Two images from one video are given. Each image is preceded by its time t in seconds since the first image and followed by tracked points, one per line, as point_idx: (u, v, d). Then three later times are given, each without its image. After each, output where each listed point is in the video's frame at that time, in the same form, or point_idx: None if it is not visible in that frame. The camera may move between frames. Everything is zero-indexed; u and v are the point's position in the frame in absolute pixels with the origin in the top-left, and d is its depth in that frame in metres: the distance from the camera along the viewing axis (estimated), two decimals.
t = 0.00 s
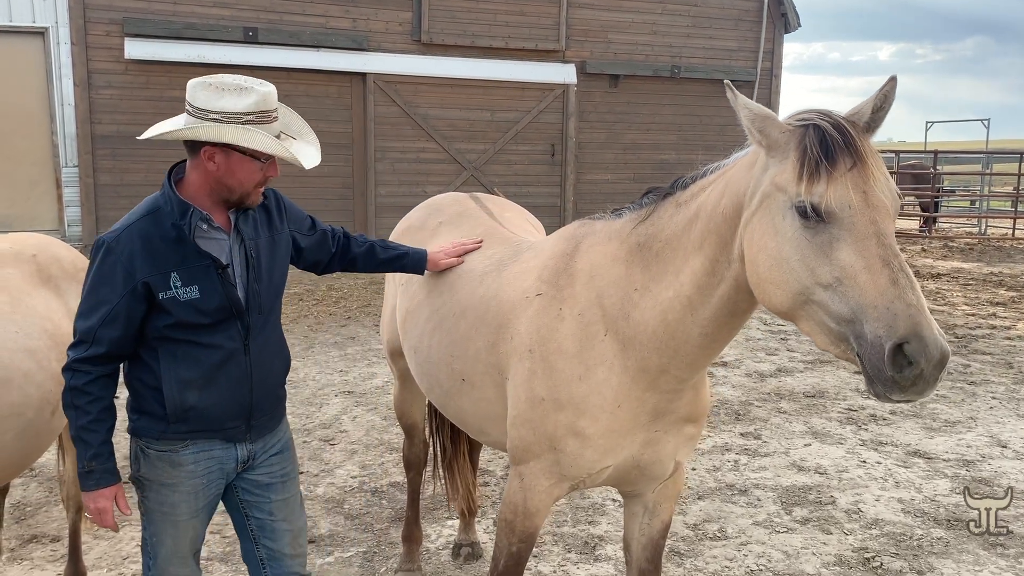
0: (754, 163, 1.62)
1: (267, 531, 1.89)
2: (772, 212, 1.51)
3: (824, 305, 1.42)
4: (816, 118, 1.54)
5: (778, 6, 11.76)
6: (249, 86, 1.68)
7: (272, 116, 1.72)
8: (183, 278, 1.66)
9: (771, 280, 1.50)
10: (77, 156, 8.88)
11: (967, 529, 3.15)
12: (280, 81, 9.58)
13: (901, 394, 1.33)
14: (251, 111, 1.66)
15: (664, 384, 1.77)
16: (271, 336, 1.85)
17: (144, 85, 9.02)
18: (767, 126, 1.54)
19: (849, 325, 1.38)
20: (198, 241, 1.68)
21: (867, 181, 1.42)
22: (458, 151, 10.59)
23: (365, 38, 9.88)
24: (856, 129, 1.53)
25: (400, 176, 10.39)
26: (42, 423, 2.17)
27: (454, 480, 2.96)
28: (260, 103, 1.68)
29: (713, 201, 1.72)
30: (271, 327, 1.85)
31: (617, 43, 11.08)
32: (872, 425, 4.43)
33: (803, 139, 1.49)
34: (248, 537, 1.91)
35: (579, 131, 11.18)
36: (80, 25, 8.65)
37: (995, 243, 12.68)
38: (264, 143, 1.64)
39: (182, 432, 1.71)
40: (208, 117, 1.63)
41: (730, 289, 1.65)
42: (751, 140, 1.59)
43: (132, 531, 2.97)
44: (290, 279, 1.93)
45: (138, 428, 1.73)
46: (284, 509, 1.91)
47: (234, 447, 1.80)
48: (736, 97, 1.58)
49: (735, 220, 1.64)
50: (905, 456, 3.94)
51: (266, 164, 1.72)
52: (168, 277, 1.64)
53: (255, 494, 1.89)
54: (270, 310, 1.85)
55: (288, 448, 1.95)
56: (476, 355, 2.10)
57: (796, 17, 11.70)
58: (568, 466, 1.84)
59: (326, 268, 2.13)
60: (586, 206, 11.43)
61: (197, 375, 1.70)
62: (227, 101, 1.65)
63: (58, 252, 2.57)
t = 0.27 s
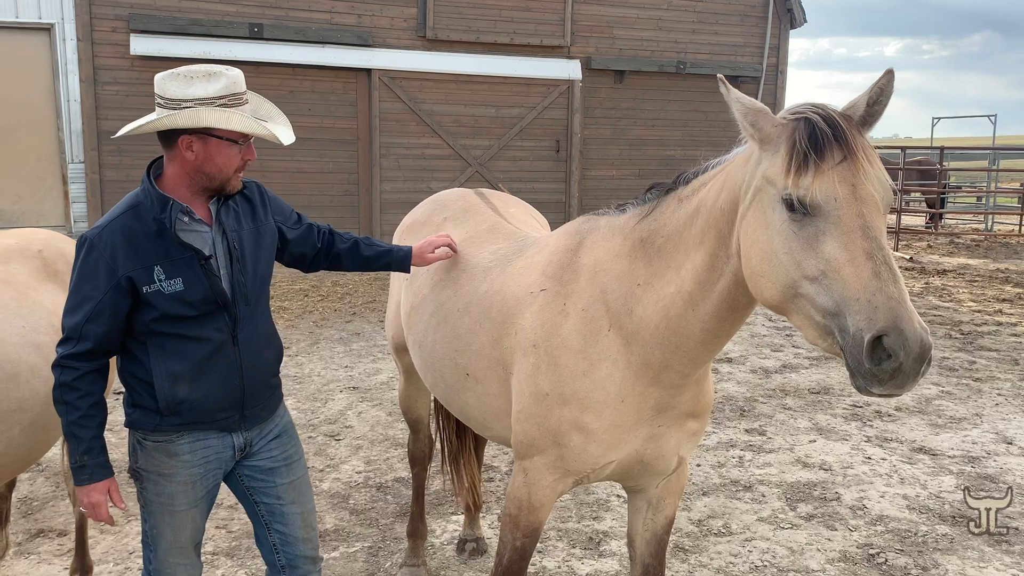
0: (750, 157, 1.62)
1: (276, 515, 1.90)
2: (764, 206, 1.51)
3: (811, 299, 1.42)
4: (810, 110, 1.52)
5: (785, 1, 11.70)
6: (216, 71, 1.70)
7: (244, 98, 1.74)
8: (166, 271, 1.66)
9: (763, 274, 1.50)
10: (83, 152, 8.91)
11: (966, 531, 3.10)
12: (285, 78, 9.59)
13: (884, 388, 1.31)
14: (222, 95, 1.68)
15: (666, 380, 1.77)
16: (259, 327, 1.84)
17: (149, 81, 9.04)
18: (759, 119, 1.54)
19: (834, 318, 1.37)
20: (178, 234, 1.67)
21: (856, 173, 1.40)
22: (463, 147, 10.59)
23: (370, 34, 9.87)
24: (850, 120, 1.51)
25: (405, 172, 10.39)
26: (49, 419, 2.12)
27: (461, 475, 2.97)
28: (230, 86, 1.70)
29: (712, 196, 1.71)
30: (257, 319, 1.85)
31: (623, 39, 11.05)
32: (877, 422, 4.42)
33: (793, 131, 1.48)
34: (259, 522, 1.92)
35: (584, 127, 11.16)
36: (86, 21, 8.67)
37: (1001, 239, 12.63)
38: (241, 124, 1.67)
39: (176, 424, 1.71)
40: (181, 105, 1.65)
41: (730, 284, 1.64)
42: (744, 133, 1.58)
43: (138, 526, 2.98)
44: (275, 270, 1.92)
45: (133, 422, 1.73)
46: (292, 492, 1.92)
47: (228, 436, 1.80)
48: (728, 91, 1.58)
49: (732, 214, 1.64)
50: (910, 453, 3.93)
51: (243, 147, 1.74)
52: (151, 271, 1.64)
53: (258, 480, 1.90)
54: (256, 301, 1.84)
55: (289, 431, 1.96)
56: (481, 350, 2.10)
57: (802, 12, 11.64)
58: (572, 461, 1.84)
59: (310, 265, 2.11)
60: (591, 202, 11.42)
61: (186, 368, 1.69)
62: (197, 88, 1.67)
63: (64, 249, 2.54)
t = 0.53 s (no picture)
0: (740, 151, 1.62)
1: (281, 510, 1.91)
2: (750, 200, 1.51)
3: (793, 292, 1.42)
4: (797, 103, 1.52)
5: None
6: (220, 60, 1.73)
7: (249, 84, 1.76)
8: (175, 257, 1.67)
9: (748, 268, 1.51)
10: (89, 148, 8.94)
11: (966, 531, 3.06)
12: (290, 73, 9.60)
13: (861, 381, 1.30)
14: (228, 82, 1.70)
15: (667, 373, 1.77)
16: (269, 316, 1.84)
17: (155, 77, 9.06)
18: (746, 113, 1.54)
19: (814, 311, 1.37)
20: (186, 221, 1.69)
21: (839, 165, 1.39)
22: (467, 143, 10.59)
23: (375, 30, 9.87)
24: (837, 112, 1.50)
25: (409, 167, 10.39)
26: (55, 413, 2.08)
27: (466, 469, 2.98)
28: (235, 74, 1.72)
29: (707, 190, 1.72)
30: (269, 308, 1.85)
31: (627, 35, 11.02)
32: (881, 417, 4.42)
33: (778, 125, 1.48)
34: (266, 516, 1.93)
35: (588, 123, 11.15)
36: (92, 17, 8.69)
37: (1008, 236, 12.58)
38: (248, 108, 1.70)
39: (186, 411, 1.73)
40: (189, 95, 1.67)
41: (725, 278, 1.64)
42: (732, 128, 1.59)
43: (144, 520, 3.00)
44: (288, 258, 1.92)
45: (147, 409, 1.75)
46: (301, 489, 1.93)
47: (239, 426, 1.80)
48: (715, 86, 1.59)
49: (724, 208, 1.64)
50: (914, 448, 3.92)
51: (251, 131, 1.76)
52: (160, 257, 1.66)
53: (265, 474, 1.91)
54: (265, 289, 1.84)
55: (300, 429, 1.96)
56: (485, 344, 2.11)
57: (808, 7, 11.60)
58: (576, 454, 1.85)
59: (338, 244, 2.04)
60: (595, 198, 11.41)
61: (194, 354, 1.71)
62: (203, 77, 1.69)
63: (70, 243, 2.47)
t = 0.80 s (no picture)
0: (727, 153, 1.63)
1: (285, 497, 1.97)
2: (733, 202, 1.53)
3: (771, 295, 1.43)
4: (783, 105, 1.52)
5: None
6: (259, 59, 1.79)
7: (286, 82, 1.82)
8: (209, 247, 1.71)
9: (731, 270, 1.52)
10: (90, 147, 8.95)
11: (965, 531, 3.04)
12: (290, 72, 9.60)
13: (832, 386, 1.31)
14: (268, 79, 1.76)
15: (664, 371, 1.78)
16: (298, 308, 1.87)
17: (155, 75, 9.06)
18: (731, 115, 1.55)
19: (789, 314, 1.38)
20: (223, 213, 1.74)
21: (819, 169, 1.39)
22: (467, 141, 10.60)
23: (375, 28, 9.88)
24: (822, 115, 1.50)
25: (410, 165, 10.40)
26: (58, 411, 2.09)
27: (465, 466, 3.00)
28: (273, 72, 1.78)
29: (698, 191, 1.73)
30: (299, 299, 1.88)
31: (627, 32, 11.02)
32: (880, 414, 4.43)
33: (761, 128, 1.49)
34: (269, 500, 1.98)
35: (589, 121, 11.15)
36: (92, 16, 8.70)
37: (1007, 233, 12.58)
38: (290, 103, 1.77)
39: (217, 397, 1.75)
40: (232, 92, 1.72)
41: (716, 278, 1.66)
42: (718, 130, 1.60)
43: (146, 516, 3.00)
44: (318, 250, 1.96)
45: (178, 396, 1.78)
46: (306, 476, 1.98)
47: (268, 414, 1.84)
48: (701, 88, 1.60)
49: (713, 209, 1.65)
50: (913, 445, 3.94)
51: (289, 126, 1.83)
52: (196, 246, 1.70)
53: (282, 463, 1.95)
54: (295, 282, 1.87)
55: (318, 421, 2.00)
56: (486, 341, 2.12)
57: (808, 5, 11.60)
58: (574, 450, 1.86)
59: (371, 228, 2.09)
60: (595, 195, 11.42)
61: (227, 341, 1.74)
62: (244, 75, 1.75)
63: (71, 241, 2.47)
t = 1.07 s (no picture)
0: (720, 154, 1.64)
1: (295, 486, 2.03)
2: (724, 204, 1.54)
3: (759, 295, 1.44)
4: (774, 106, 1.53)
5: None
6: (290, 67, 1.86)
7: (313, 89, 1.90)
8: (246, 248, 1.77)
9: (722, 271, 1.54)
10: (86, 149, 8.94)
11: (966, 531, 3.04)
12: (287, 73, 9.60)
13: (818, 386, 1.32)
14: (300, 84, 1.84)
15: (663, 370, 1.80)
16: (326, 306, 1.95)
17: (151, 78, 9.06)
18: (723, 117, 1.56)
19: (776, 315, 1.39)
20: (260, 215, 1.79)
21: (807, 171, 1.40)
22: (463, 141, 10.60)
23: (371, 29, 9.88)
24: (813, 116, 1.50)
25: (406, 167, 10.41)
26: (60, 414, 2.10)
27: (465, 466, 3.01)
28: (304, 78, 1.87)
29: (693, 192, 1.74)
30: (327, 297, 1.96)
31: (623, 33, 11.04)
32: (877, 412, 4.46)
33: (753, 130, 1.50)
34: (281, 490, 2.04)
35: (585, 121, 11.17)
36: (88, 18, 8.69)
37: (1001, 232, 12.65)
38: (323, 107, 1.85)
39: (253, 393, 1.80)
40: (267, 96, 1.79)
41: (710, 279, 1.67)
42: (711, 132, 1.61)
43: (146, 519, 2.99)
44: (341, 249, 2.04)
45: (210, 392, 1.81)
46: (319, 468, 2.04)
47: (298, 408, 1.90)
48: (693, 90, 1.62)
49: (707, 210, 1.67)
50: (910, 443, 3.96)
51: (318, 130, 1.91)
52: (234, 246, 1.75)
53: (298, 455, 2.00)
54: (323, 280, 1.95)
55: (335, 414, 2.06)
56: (486, 343, 2.13)
57: (803, 5, 11.65)
58: (575, 450, 1.88)
59: (386, 237, 2.23)
60: (592, 196, 11.44)
61: (264, 338, 1.80)
62: (278, 81, 1.82)
63: (72, 244, 2.48)
